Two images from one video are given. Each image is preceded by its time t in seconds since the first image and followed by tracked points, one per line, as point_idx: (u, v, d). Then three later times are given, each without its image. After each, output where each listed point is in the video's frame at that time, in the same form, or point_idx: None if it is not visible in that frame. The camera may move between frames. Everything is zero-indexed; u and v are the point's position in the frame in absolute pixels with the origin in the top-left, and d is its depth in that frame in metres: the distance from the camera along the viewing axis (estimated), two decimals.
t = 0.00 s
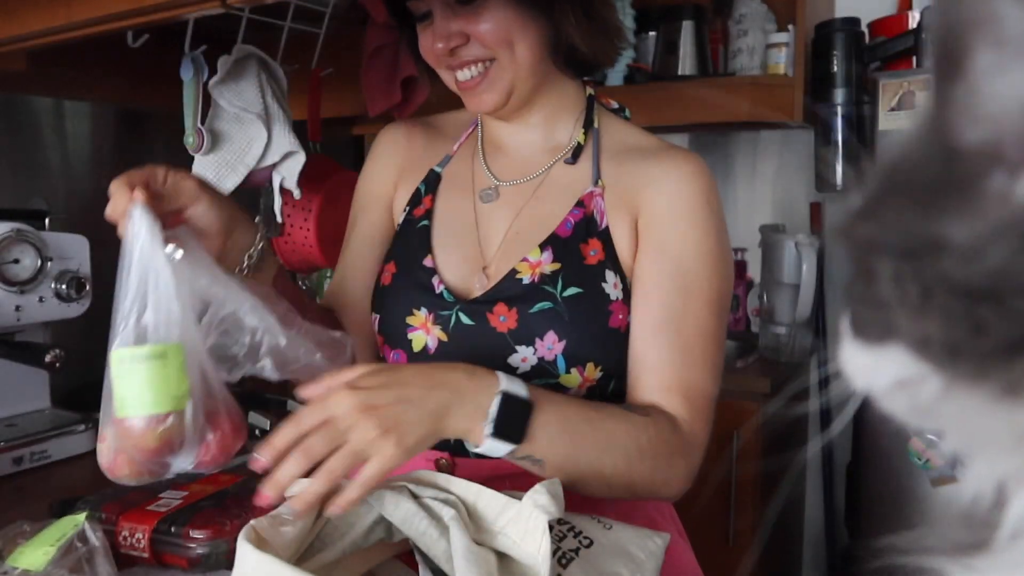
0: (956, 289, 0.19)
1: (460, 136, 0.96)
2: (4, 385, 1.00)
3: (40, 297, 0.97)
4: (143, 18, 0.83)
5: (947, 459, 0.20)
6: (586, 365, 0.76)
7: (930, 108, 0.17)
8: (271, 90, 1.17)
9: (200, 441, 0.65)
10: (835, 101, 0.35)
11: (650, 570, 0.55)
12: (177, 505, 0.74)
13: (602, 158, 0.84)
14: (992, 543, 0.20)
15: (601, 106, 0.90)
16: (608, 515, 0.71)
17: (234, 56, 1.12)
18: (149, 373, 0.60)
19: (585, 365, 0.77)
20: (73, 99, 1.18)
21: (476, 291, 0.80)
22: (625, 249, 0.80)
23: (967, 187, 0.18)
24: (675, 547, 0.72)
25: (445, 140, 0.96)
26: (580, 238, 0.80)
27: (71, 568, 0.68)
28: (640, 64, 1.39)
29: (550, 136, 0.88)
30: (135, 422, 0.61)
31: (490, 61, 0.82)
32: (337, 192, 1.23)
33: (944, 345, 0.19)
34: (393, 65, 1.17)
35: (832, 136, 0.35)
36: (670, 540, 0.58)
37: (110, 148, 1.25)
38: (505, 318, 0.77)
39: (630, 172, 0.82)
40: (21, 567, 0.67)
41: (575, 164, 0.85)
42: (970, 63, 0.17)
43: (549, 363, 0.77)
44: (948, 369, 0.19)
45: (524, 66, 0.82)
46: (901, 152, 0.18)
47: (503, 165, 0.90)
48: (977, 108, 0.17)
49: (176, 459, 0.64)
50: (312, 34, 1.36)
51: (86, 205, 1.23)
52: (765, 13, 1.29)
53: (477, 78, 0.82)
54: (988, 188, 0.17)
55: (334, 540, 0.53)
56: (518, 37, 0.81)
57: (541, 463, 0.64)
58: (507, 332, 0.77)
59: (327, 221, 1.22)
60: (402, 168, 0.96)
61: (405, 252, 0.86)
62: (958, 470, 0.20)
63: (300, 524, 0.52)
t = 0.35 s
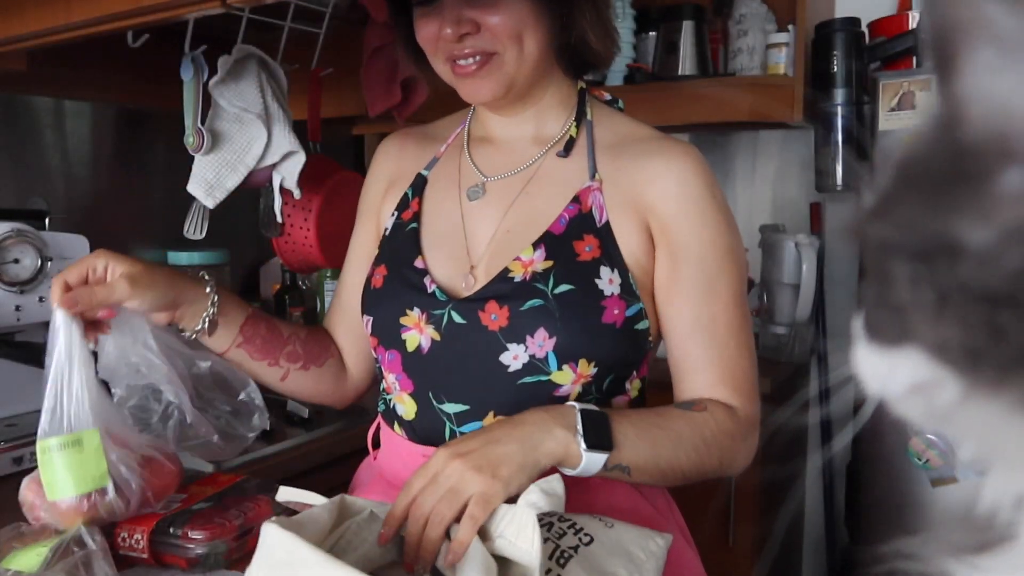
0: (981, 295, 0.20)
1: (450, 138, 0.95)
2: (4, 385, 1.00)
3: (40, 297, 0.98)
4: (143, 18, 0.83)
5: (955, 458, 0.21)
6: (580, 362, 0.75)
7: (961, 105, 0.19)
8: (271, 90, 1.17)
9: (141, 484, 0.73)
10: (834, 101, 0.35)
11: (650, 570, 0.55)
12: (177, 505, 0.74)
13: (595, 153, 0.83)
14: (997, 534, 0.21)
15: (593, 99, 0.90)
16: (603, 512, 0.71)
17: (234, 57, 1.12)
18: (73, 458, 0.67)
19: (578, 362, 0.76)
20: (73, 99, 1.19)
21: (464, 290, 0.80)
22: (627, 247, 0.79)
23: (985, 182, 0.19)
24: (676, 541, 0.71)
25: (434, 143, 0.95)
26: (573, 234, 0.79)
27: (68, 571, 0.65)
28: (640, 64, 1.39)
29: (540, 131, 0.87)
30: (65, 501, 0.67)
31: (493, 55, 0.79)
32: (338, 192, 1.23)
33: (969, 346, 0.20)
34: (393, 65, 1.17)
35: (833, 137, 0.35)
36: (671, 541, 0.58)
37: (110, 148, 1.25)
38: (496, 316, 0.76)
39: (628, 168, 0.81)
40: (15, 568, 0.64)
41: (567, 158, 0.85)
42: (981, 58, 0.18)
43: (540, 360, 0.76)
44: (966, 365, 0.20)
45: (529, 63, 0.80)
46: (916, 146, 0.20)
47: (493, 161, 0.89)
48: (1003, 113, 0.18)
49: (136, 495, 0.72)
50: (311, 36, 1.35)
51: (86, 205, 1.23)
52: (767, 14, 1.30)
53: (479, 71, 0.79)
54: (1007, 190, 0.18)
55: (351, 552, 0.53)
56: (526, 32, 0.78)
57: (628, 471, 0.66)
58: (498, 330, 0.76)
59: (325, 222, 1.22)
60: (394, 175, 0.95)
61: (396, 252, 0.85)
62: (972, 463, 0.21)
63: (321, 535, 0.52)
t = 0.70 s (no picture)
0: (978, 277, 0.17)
1: (441, 136, 0.94)
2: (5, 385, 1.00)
3: (41, 297, 0.97)
4: (144, 18, 0.83)
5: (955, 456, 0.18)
6: (590, 363, 0.75)
7: (926, 104, 0.17)
8: (271, 90, 1.17)
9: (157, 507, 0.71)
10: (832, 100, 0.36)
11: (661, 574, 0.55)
12: (177, 507, 0.74)
13: (597, 155, 0.84)
14: (1001, 524, 0.18)
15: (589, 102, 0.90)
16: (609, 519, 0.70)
17: (233, 56, 1.12)
18: (91, 521, 0.67)
19: (588, 363, 0.75)
20: (73, 99, 1.18)
21: (470, 292, 0.79)
22: (628, 247, 0.80)
23: (963, 169, 0.17)
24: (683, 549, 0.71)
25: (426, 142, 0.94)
26: (580, 237, 0.79)
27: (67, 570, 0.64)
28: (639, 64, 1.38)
29: (541, 133, 0.87)
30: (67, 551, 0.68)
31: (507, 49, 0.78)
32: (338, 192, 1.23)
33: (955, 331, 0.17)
34: (393, 65, 1.17)
35: (832, 134, 0.35)
36: (678, 544, 0.58)
37: (110, 148, 1.25)
38: (506, 319, 0.76)
39: (628, 171, 0.82)
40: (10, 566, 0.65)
41: (569, 159, 0.85)
42: (951, 68, 0.17)
43: (551, 362, 0.76)
44: (950, 355, 0.17)
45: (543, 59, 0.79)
46: (895, 141, 0.18)
47: (493, 160, 0.88)
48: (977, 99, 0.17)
49: (157, 528, 0.70)
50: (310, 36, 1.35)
51: (86, 206, 1.23)
52: (766, 14, 1.28)
53: (494, 65, 0.78)
54: (987, 174, 0.16)
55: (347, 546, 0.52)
56: (544, 28, 0.78)
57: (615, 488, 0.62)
58: (509, 334, 0.76)
59: (325, 223, 1.22)
60: (381, 176, 0.94)
61: (393, 254, 0.84)
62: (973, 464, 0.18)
63: (313, 536, 0.51)
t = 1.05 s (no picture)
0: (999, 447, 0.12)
1: (432, 136, 0.92)
2: (5, 385, 1.00)
3: (41, 297, 0.97)
4: (144, 18, 0.83)
5: None
6: (582, 364, 0.75)
7: (876, 264, 0.12)
8: (271, 90, 1.17)
9: (159, 511, 0.71)
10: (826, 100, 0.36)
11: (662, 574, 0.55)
12: (177, 510, 0.74)
13: (592, 153, 0.84)
14: None
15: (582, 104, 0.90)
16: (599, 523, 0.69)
17: (234, 56, 1.12)
18: (90, 519, 0.67)
19: (580, 365, 0.76)
20: (73, 99, 1.18)
21: (463, 293, 0.79)
22: (620, 245, 0.80)
23: (937, 331, 0.12)
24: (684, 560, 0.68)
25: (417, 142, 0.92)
26: (571, 235, 0.79)
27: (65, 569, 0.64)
28: (639, 64, 1.37)
29: (535, 130, 0.87)
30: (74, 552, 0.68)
31: (506, 37, 0.78)
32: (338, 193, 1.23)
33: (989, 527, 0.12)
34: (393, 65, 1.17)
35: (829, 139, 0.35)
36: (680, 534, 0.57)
37: (110, 148, 1.25)
38: (498, 322, 0.76)
39: (620, 168, 0.82)
40: (10, 566, 0.65)
41: (563, 156, 0.85)
42: (893, 220, 0.12)
43: (543, 365, 0.76)
44: (997, 571, 0.12)
45: (542, 49, 0.79)
46: (843, 315, 0.13)
47: (487, 159, 0.87)
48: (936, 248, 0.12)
49: (157, 527, 0.70)
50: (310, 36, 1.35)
51: (86, 206, 1.23)
52: (767, 14, 1.29)
53: (492, 53, 0.78)
54: (968, 336, 0.12)
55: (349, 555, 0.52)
56: (544, 19, 0.78)
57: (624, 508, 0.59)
58: (501, 336, 0.76)
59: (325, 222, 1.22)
60: (368, 179, 0.90)
61: (389, 255, 0.82)
62: None
63: (311, 547, 0.51)
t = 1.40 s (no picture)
0: (942, 526, 0.12)
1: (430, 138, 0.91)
2: (5, 385, 1.00)
3: (41, 297, 0.97)
4: (144, 18, 0.83)
5: None
6: (583, 362, 0.76)
7: (822, 334, 0.12)
8: (271, 90, 1.17)
9: (160, 511, 0.71)
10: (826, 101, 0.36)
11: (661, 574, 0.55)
12: (177, 509, 0.74)
13: (590, 152, 0.84)
14: None
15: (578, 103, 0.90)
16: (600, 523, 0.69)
17: (234, 56, 1.12)
18: (90, 519, 0.67)
19: (580, 363, 0.76)
20: (73, 99, 1.18)
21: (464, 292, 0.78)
22: (622, 244, 0.79)
23: (874, 407, 0.12)
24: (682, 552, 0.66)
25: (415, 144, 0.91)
26: (569, 236, 0.79)
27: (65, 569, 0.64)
28: (639, 63, 1.37)
29: (534, 130, 0.86)
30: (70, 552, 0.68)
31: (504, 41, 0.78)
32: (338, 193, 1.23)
33: None
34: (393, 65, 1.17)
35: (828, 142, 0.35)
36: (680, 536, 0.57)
37: (110, 148, 1.25)
38: (500, 321, 0.76)
39: (620, 167, 0.82)
40: (10, 567, 0.65)
41: (562, 155, 0.84)
42: (847, 299, 0.11)
43: (546, 362, 0.77)
44: None
45: (541, 52, 0.79)
46: (793, 387, 0.12)
47: (486, 158, 0.87)
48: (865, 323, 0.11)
49: (157, 527, 0.70)
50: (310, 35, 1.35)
51: (86, 206, 1.23)
52: (766, 15, 1.29)
53: (490, 57, 0.78)
54: (903, 411, 0.12)
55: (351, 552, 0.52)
56: (540, 21, 0.78)
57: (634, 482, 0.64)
58: (504, 334, 0.76)
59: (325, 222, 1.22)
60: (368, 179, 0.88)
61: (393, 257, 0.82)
62: None
63: (311, 545, 0.51)
